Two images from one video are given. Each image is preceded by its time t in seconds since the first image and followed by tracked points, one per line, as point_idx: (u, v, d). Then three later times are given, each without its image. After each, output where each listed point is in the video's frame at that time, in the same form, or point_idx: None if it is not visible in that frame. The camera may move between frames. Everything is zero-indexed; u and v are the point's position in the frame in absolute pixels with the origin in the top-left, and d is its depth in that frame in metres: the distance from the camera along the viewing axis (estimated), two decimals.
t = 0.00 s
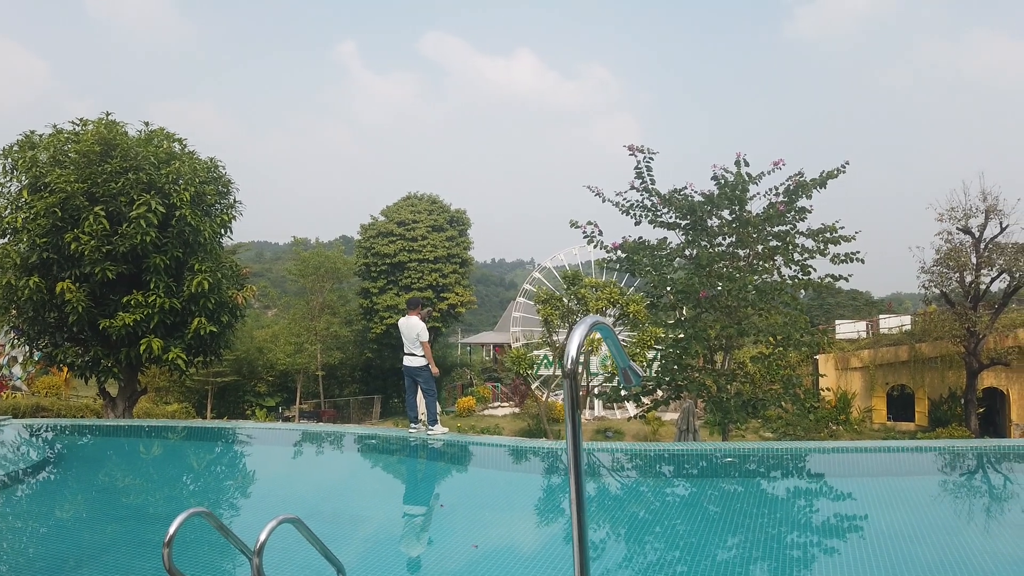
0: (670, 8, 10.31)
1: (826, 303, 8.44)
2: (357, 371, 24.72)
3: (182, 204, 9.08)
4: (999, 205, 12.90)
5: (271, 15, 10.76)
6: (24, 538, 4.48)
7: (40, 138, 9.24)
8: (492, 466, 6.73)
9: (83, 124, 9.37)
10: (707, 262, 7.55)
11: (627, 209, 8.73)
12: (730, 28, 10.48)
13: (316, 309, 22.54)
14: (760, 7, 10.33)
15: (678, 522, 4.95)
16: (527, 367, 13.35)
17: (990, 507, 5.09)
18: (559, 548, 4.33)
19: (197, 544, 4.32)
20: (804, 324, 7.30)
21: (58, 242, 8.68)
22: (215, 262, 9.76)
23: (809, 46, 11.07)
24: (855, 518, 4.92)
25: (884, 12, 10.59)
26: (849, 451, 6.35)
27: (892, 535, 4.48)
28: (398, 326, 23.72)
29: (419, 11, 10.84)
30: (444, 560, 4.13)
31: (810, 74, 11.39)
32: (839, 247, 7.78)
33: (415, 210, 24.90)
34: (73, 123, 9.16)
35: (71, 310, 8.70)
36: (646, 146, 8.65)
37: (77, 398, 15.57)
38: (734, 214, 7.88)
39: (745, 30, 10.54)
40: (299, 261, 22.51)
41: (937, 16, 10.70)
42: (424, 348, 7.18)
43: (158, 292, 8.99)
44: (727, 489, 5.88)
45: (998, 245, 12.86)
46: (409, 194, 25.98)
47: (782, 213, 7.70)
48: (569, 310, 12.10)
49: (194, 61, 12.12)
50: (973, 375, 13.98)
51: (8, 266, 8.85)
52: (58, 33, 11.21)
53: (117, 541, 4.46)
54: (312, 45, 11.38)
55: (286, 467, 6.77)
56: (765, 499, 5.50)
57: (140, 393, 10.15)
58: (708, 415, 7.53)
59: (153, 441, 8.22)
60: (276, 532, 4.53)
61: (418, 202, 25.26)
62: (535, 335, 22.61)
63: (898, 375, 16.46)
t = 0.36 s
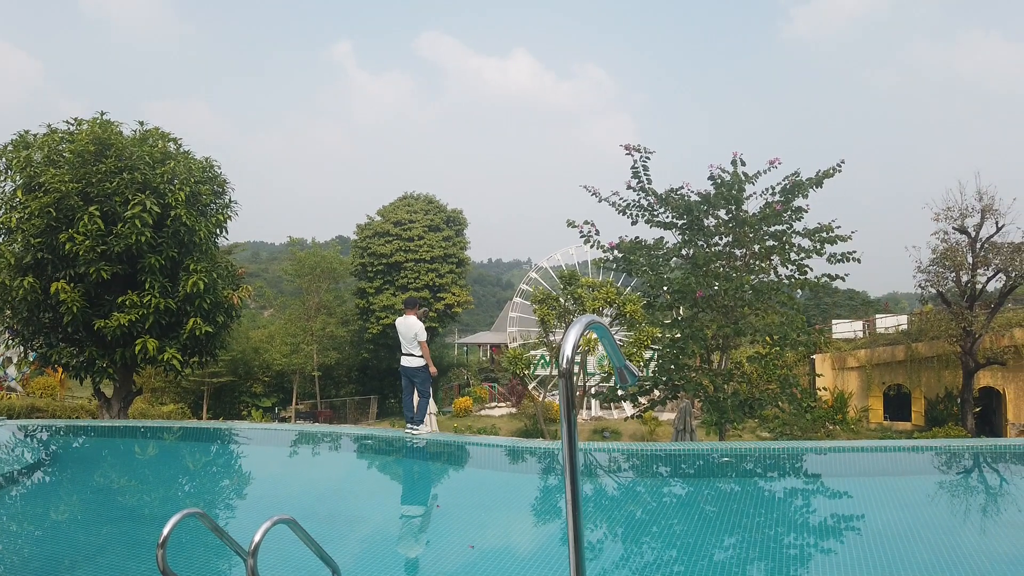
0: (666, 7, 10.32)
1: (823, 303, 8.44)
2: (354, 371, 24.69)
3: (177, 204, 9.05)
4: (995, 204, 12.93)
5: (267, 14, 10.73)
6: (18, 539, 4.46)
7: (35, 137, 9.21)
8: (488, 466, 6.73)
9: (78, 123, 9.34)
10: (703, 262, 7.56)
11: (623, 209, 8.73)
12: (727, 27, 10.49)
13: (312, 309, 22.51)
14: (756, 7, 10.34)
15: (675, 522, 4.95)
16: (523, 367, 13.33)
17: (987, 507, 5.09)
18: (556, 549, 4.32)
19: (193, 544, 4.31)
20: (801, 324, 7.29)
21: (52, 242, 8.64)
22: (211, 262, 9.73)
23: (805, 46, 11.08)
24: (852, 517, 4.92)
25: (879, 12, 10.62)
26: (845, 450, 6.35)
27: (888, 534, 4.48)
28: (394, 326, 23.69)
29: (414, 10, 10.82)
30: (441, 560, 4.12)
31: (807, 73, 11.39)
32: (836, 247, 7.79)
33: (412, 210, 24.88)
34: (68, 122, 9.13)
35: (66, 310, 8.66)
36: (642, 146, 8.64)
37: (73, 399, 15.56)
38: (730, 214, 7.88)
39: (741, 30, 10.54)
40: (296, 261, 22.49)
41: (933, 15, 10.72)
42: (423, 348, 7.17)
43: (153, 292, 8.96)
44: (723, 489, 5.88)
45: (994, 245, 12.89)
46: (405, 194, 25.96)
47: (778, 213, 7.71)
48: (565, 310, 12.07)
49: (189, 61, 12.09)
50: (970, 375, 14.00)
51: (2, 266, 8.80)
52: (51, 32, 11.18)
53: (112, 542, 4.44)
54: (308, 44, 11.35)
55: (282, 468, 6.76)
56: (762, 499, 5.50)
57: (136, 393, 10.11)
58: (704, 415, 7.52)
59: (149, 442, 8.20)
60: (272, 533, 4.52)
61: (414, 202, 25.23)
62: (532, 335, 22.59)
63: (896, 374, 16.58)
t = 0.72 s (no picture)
0: (666, 7, 10.32)
1: (823, 303, 8.44)
2: (354, 371, 24.70)
3: (178, 204, 9.05)
4: (995, 204, 12.92)
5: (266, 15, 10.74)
6: (19, 539, 4.45)
7: (35, 137, 9.21)
8: (488, 466, 6.73)
9: (79, 123, 9.35)
10: (704, 262, 7.55)
11: (624, 209, 8.74)
12: (727, 27, 10.48)
13: (312, 309, 22.52)
14: (756, 7, 10.34)
15: (675, 522, 4.95)
16: (524, 367, 13.33)
17: (987, 507, 5.09)
18: (557, 548, 4.32)
19: (193, 544, 4.31)
20: (801, 324, 7.29)
21: (52, 242, 8.64)
22: (211, 262, 9.73)
23: (805, 45, 11.08)
24: (852, 518, 4.92)
25: (880, 11, 10.61)
26: (845, 451, 6.34)
27: (889, 534, 4.48)
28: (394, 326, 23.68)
29: (414, 10, 10.82)
30: (442, 560, 4.12)
31: (807, 72, 11.38)
32: (836, 247, 7.78)
33: (412, 210, 24.88)
34: (68, 122, 9.13)
35: (66, 310, 8.66)
36: (643, 146, 8.65)
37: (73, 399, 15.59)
38: (730, 214, 7.88)
39: (741, 29, 10.55)
40: (296, 261, 22.50)
41: (933, 15, 10.71)
42: (428, 347, 7.19)
43: (153, 292, 8.96)
44: (724, 489, 5.87)
45: (994, 245, 12.88)
46: (406, 194, 25.97)
47: (779, 213, 7.70)
48: (565, 310, 12.05)
49: (190, 60, 12.09)
50: (970, 375, 13.99)
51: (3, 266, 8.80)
52: (50, 32, 11.18)
53: (112, 542, 4.43)
54: (308, 43, 11.35)
55: (282, 468, 6.76)
56: (763, 499, 5.50)
57: (136, 393, 10.11)
58: (705, 415, 7.51)
59: (149, 442, 8.20)
60: (272, 533, 4.52)
61: (414, 202, 25.24)
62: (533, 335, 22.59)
63: (896, 375, 16.56)
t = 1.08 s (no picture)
0: (666, 7, 10.32)
1: (824, 303, 8.44)
2: (355, 371, 24.71)
3: (179, 204, 9.05)
4: (997, 205, 12.91)
5: (267, 14, 10.75)
6: (19, 539, 4.45)
7: (36, 137, 9.22)
8: (489, 467, 6.73)
9: (80, 123, 9.36)
10: (705, 262, 7.55)
11: (625, 209, 8.73)
12: (728, 27, 10.48)
13: (313, 309, 22.53)
14: (756, 7, 10.32)
15: (676, 523, 4.95)
16: (525, 367, 13.33)
17: (989, 508, 5.08)
18: (559, 549, 4.32)
19: (193, 544, 4.31)
20: (802, 324, 7.29)
21: (53, 242, 8.65)
22: (212, 262, 9.72)
23: (806, 45, 11.07)
24: (853, 518, 4.92)
25: (880, 11, 10.60)
26: (847, 451, 6.34)
27: (890, 535, 4.48)
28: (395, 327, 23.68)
29: (415, 10, 10.82)
30: (443, 561, 4.12)
31: (808, 72, 11.37)
32: (837, 247, 7.78)
33: (412, 210, 24.88)
34: (69, 122, 9.14)
35: (67, 310, 8.67)
36: (645, 146, 8.66)
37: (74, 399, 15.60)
38: (731, 214, 7.87)
39: (741, 30, 10.54)
40: (297, 261, 22.51)
41: (934, 15, 10.70)
42: (433, 347, 7.20)
43: (154, 292, 8.96)
44: (725, 489, 5.87)
45: (996, 245, 12.87)
46: (407, 194, 25.95)
47: (780, 213, 7.70)
48: (566, 310, 12.02)
49: (191, 60, 12.10)
50: (971, 376, 13.97)
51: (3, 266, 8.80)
52: (50, 32, 11.18)
53: (113, 542, 4.43)
54: (308, 43, 11.35)
55: (283, 468, 6.75)
56: (764, 500, 5.49)
57: (137, 393, 10.10)
58: (706, 415, 7.50)
59: (150, 442, 8.20)
60: (273, 533, 4.52)
61: (415, 202, 25.25)
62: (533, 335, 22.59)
63: (896, 375, 16.54)
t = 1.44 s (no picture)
0: (667, 7, 10.31)
1: (825, 303, 8.43)
2: (355, 371, 24.70)
3: (179, 204, 9.05)
4: (998, 205, 12.89)
5: (268, 15, 10.76)
6: (20, 539, 4.45)
7: (37, 138, 9.22)
8: (490, 467, 6.73)
9: (80, 123, 9.36)
10: (706, 262, 7.54)
11: (626, 209, 8.73)
12: (729, 27, 10.48)
13: (314, 309, 22.55)
14: (757, 7, 10.32)
15: (677, 522, 4.95)
16: (526, 367, 13.33)
17: (990, 508, 5.08)
18: (559, 549, 4.32)
19: (194, 544, 4.31)
20: (803, 324, 7.28)
21: (54, 242, 8.65)
22: (212, 262, 9.73)
23: (807, 45, 11.06)
24: (854, 518, 4.91)
25: (880, 11, 10.59)
26: (848, 451, 6.33)
27: (890, 535, 4.48)
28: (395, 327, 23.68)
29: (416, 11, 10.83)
30: (444, 561, 4.12)
31: (808, 73, 11.36)
32: (838, 247, 7.77)
33: (413, 210, 24.88)
34: (70, 123, 9.14)
35: (68, 311, 8.67)
36: (645, 146, 8.67)
37: (75, 399, 15.62)
38: (732, 214, 7.87)
39: (742, 29, 10.54)
40: (298, 261, 22.52)
41: (934, 15, 10.68)
42: (434, 348, 7.21)
43: (154, 292, 8.96)
44: (726, 489, 5.87)
45: (997, 245, 12.86)
46: (407, 194, 25.96)
47: (781, 213, 7.69)
48: (568, 310, 12.02)
49: (192, 60, 12.11)
50: (972, 376, 13.96)
51: (4, 266, 8.81)
52: (51, 32, 11.19)
53: (113, 542, 4.43)
54: (309, 43, 11.37)
55: (284, 468, 6.75)
56: (764, 500, 5.49)
57: (137, 393, 10.11)
58: (707, 415, 7.51)
59: (151, 442, 8.20)
60: (274, 533, 4.52)
61: (416, 202, 25.25)
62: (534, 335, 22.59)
63: (897, 375, 16.54)
